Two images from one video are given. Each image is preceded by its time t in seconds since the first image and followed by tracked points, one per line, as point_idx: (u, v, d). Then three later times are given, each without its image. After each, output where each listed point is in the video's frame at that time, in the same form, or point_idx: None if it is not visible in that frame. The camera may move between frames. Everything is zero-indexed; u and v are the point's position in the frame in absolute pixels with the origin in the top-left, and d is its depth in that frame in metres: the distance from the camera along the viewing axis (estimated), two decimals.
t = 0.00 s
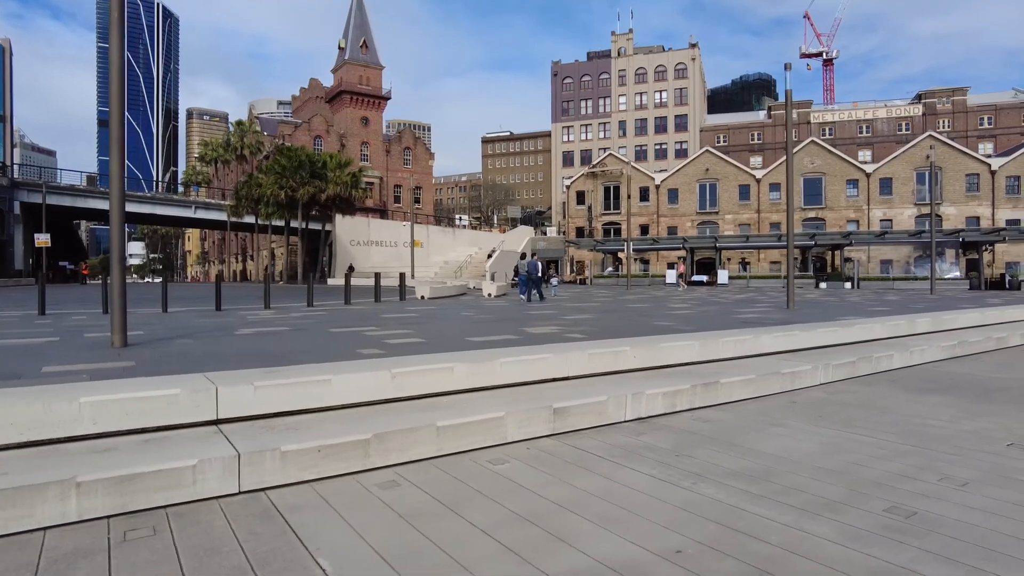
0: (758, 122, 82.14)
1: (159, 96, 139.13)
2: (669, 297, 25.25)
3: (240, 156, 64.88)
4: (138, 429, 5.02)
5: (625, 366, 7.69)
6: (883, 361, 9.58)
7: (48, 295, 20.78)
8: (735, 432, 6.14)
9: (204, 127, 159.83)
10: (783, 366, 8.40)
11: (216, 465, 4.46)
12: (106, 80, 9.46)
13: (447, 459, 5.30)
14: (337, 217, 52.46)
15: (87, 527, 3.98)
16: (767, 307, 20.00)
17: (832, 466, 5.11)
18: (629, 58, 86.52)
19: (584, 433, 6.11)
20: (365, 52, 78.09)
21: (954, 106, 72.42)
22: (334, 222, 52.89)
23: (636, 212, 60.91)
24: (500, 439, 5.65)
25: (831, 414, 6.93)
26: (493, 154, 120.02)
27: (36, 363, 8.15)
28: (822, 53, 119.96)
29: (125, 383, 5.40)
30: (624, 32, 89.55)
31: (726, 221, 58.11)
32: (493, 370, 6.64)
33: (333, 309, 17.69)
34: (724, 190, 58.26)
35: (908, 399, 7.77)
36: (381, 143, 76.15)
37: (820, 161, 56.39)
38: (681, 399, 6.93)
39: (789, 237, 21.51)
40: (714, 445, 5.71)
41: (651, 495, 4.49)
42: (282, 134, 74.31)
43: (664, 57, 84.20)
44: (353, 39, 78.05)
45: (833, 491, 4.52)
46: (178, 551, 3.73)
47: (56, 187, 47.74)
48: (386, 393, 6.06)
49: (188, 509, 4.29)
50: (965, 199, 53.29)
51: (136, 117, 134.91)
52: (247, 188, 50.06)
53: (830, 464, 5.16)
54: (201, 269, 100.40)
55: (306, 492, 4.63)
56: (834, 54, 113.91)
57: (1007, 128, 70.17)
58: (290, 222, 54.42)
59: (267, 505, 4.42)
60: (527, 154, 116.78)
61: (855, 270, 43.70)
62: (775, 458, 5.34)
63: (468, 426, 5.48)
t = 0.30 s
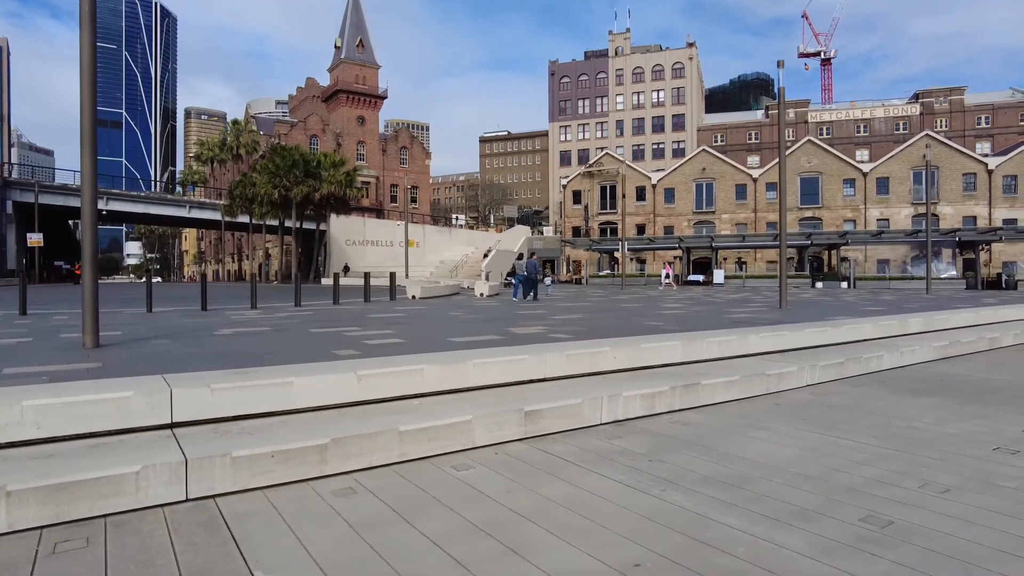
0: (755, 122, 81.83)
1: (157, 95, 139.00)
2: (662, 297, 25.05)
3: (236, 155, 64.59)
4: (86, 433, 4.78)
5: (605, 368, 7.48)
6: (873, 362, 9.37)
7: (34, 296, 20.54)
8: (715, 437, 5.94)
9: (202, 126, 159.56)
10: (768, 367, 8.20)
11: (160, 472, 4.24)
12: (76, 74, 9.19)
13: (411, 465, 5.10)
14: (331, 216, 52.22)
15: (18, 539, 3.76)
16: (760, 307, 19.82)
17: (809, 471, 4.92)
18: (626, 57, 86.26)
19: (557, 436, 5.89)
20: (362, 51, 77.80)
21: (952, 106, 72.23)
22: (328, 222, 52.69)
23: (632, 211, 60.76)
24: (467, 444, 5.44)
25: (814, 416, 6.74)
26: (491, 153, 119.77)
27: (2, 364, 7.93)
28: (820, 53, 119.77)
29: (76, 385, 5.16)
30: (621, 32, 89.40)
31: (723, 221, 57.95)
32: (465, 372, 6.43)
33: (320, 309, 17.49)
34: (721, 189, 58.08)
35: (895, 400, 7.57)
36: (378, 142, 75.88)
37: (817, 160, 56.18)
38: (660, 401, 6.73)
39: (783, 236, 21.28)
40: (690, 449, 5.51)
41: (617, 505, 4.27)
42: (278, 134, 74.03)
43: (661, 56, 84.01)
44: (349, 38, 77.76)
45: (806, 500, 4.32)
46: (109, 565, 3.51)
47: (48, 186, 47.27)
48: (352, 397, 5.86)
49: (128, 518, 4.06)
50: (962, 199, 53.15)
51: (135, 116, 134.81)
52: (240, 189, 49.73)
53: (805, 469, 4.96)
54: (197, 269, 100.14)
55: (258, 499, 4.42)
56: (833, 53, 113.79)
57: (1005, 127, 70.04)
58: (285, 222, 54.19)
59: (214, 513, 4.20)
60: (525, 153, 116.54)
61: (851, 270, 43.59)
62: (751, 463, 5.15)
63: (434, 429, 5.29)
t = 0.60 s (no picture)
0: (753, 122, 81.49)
1: (155, 96, 138.93)
2: (656, 298, 24.85)
3: (232, 156, 64.30)
4: (31, 446, 4.53)
5: (586, 374, 7.27)
6: (864, 366, 9.15)
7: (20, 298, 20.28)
8: (696, 446, 5.72)
9: (200, 127, 159.31)
10: (755, 372, 7.98)
11: (104, 488, 3.99)
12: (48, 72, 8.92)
13: (375, 479, 4.88)
14: (327, 218, 51.75)
15: None
16: (754, 309, 19.60)
17: (790, 485, 4.70)
18: (624, 57, 86.08)
19: (532, 447, 5.67)
20: (358, 52, 77.53)
21: (950, 106, 72.10)
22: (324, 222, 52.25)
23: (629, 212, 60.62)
24: (437, 456, 5.22)
25: (800, 424, 6.53)
26: (489, 154, 119.63)
27: None
28: (819, 53, 119.71)
29: (25, 395, 4.92)
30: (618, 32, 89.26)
31: (720, 221, 57.77)
32: (438, 379, 6.21)
33: (308, 312, 17.26)
34: (718, 190, 57.91)
35: (886, 407, 7.34)
36: (374, 143, 75.63)
37: (814, 160, 56.04)
38: (641, 409, 6.51)
39: (777, 236, 21.07)
40: (668, 461, 5.29)
41: (586, 523, 4.04)
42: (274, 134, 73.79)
43: (659, 56, 83.85)
44: (346, 39, 77.47)
45: (785, 518, 4.09)
46: None
47: (41, 187, 46.74)
48: (318, 405, 5.64)
49: (66, 539, 3.82)
50: (959, 199, 53.01)
51: (133, 117, 134.65)
52: (234, 189, 49.47)
53: (787, 483, 4.74)
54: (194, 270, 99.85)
55: (208, 516, 4.19)
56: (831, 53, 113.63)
57: (1003, 127, 69.94)
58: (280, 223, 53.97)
59: (161, 532, 3.97)
60: (523, 154, 116.35)
61: (848, 270, 43.39)
62: (731, 476, 4.93)
63: (401, 441, 5.08)
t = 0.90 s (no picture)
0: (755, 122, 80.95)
1: (158, 95, 139.33)
2: (655, 298, 24.61)
3: (232, 155, 64.10)
4: None
5: (576, 375, 7.01)
6: (864, 368, 8.88)
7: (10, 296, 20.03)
8: (686, 451, 5.46)
9: (203, 126, 159.12)
10: (751, 373, 7.71)
11: (48, 495, 3.74)
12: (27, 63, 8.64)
13: (345, 487, 4.63)
14: (326, 217, 51.70)
15: None
16: (754, 308, 19.34)
17: (783, 494, 4.44)
18: (626, 56, 85.76)
19: (514, 452, 5.40)
20: (359, 50, 77.20)
21: (953, 105, 71.70)
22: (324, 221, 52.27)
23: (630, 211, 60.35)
24: (413, 461, 4.98)
25: (795, 428, 6.26)
26: (490, 153, 119.38)
27: None
28: (822, 53, 119.43)
29: None
30: (620, 31, 88.98)
31: (722, 220, 57.47)
32: (419, 380, 5.96)
33: (300, 311, 17.03)
34: (720, 189, 57.57)
35: (887, 410, 7.06)
36: (375, 142, 75.37)
37: (816, 159, 55.72)
38: (632, 411, 6.25)
39: (778, 235, 20.76)
40: (656, 467, 5.04)
41: (563, 536, 3.79)
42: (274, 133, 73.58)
43: (660, 55, 83.54)
44: (347, 37, 77.13)
45: (777, 530, 3.84)
46: None
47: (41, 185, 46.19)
48: (291, 407, 5.40)
49: (7, 551, 3.57)
50: (963, 198, 52.66)
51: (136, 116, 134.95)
52: (232, 188, 49.26)
53: (779, 491, 4.49)
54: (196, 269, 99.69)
55: (163, 525, 3.95)
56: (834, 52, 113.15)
57: (1006, 127, 69.54)
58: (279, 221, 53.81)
59: (110, 543, 3.71)
60: (525, 153, 116.06)
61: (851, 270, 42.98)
62: (721, 482, 4.67)
63: (373, 446, 4.83)
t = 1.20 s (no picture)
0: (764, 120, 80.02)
1: (167, 93, 139.97)
2: (658, 299, 24.28)
3: (238, 154, 64.08)
4: None
5: (568, 381, 6.72)
6: (871, 373, 8.55)
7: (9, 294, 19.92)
8: (680, 465, 5.16)
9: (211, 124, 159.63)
10: (752, 380, 7.39)
11: None
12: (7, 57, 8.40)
13: (314, 502, 4.37)
14: (332, 216, 51.91)
15: None
16: (759, 309, 19.01)
17: (778, 514, 4.13)
18: (633, 54, 85.20)
19: (496, 465, 5.12)
20: (365, 49, 76.92)
21: (965, 103, 70.82)
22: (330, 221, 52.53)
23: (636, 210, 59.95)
24: (388, 475, 4.72)
25: (796, 439, 5.95)
26: (497, 151, 119.12)
27: None
28: (831, 50, 118.52)
29: None
30: (627, 29, 88.48)
31: (729, 219, 57.00)
32: (400, 388, 5.69)
33: (298, 311, 16.82)
34: (727, 188, 57.11)
35: (894, 419, 6.74)
36: (381, 140, 75.17)
37: (825, 157, 55.07)
38: (624, 421, 5.96)
39: (784, 234, 20.37)
40: (647, 483, 4.74)
41: (535, 558, 3.52)
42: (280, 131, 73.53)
43: (668, 53, 82.96)
44: (352, 35, 76.91)
45: (769, 557, 3.53)
46: None
47: (48, 184, 46.16)
48: (264, 416, 5.16)
49: None
50: (974, 197, 51.96)
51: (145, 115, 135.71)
52: (236, 185, 49.14)
53: (775, 511, 4.19)
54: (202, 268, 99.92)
55: (113, 547, 3.69)
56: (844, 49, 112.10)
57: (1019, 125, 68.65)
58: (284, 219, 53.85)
59: (53, 565, 3.47)
60: (531, 151, 115.69)
61: (859, 270, 42.26)
62: (713, 500, 4.37)
63: (346, 459, 4.58)
